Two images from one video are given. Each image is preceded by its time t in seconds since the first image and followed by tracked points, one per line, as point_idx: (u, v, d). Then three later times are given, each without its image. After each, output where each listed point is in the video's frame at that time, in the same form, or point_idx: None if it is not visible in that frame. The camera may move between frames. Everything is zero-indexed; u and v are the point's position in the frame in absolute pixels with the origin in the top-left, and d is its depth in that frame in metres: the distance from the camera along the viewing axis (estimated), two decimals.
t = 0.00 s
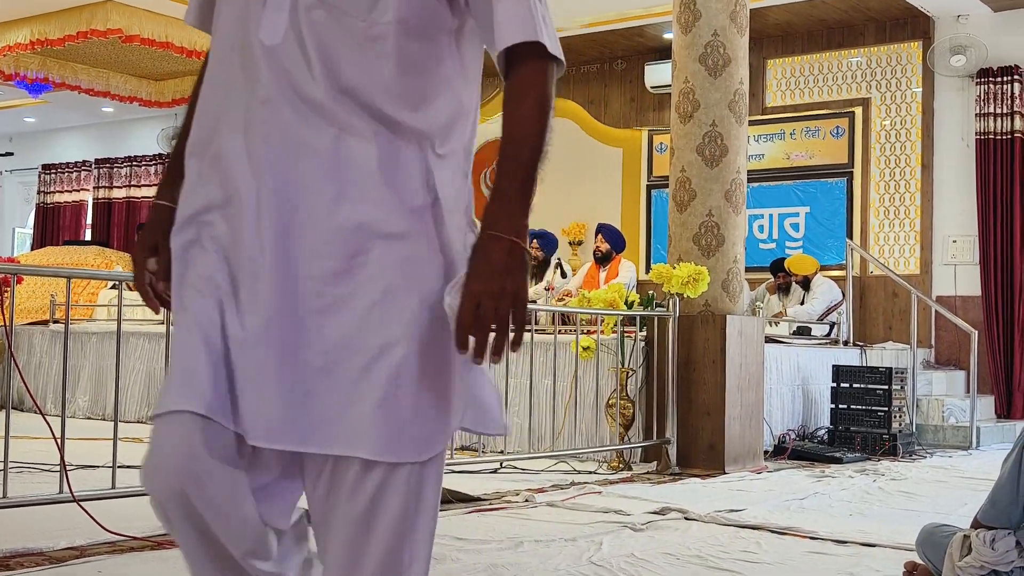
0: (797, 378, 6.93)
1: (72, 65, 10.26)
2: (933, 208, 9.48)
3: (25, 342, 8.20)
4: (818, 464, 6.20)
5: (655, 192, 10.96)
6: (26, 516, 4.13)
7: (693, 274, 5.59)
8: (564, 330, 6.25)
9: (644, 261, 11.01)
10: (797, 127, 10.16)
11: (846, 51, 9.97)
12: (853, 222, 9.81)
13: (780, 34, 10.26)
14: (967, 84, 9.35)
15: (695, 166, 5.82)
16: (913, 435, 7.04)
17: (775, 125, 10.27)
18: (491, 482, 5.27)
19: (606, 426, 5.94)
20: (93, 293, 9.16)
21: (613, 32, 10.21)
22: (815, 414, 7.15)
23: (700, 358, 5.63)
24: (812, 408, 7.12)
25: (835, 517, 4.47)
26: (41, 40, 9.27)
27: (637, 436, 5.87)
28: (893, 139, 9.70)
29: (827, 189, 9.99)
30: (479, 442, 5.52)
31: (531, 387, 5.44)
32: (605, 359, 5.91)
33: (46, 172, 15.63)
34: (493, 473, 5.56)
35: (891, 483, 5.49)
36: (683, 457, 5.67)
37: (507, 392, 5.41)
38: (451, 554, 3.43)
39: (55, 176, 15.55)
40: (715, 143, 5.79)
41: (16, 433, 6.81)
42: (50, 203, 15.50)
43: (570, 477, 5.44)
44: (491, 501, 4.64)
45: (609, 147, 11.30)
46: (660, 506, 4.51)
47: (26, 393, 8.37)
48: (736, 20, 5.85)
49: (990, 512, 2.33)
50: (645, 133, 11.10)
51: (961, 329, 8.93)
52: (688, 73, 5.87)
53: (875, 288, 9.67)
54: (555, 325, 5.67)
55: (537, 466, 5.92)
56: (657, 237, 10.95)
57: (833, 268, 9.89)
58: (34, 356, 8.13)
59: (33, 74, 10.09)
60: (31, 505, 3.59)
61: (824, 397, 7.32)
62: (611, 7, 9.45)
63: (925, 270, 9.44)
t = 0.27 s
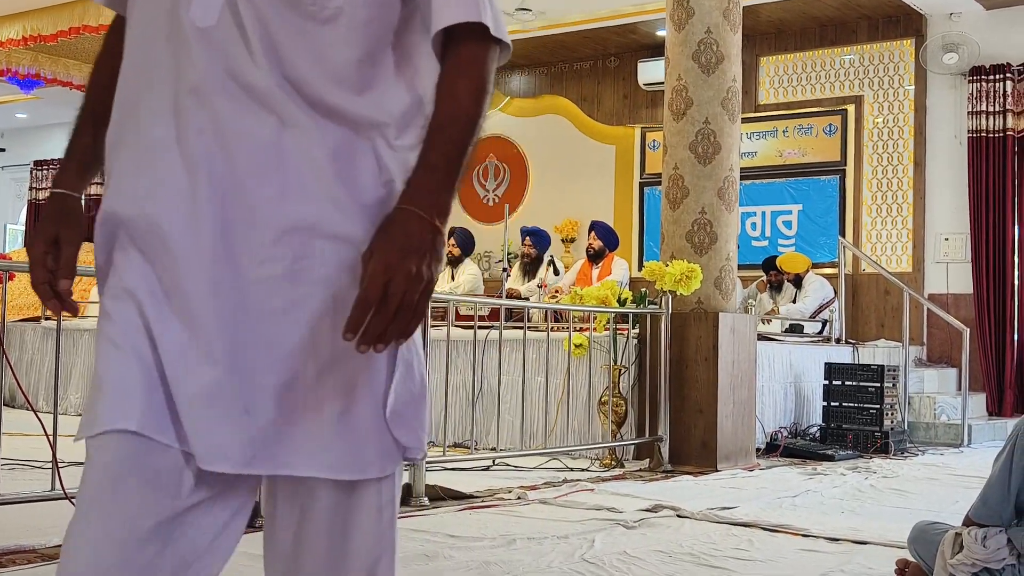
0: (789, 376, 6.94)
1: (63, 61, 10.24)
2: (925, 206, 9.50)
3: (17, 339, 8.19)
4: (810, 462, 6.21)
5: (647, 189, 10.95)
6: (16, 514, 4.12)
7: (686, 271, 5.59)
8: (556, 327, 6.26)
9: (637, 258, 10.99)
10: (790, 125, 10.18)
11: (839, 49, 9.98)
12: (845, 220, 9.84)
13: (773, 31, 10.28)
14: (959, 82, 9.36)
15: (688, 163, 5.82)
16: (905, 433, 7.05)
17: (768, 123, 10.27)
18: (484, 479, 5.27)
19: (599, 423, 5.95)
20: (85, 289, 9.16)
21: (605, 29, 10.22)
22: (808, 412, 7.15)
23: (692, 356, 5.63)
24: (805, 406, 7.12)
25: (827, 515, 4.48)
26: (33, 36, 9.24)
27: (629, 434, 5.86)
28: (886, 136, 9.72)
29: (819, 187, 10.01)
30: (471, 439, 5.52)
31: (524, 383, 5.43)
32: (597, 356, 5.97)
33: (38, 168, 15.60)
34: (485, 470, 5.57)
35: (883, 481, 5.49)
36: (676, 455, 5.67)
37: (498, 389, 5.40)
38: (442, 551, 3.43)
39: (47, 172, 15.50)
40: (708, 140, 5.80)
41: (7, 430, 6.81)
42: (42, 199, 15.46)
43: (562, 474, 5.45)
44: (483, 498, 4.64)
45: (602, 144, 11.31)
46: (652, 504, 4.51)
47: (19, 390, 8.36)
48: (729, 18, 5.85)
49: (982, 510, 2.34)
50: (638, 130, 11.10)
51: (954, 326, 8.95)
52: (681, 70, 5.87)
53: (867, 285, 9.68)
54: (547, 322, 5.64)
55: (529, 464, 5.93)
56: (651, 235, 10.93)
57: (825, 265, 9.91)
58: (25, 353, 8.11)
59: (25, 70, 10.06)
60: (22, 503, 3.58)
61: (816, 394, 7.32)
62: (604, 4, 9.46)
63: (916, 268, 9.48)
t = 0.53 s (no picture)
0: (782, 373, 6.95)
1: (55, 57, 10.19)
2: (918, 204, 9.51)
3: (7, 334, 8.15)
4: (803, 459, 6.22)
5: (641, 187, 10.97)
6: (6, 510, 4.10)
7: (679, 269, 5.59)
8: (550, 324, 6.26)
9: (630, 255, 10.99)
10: (783, 122, 10.19)
11: (833, 46, 9.99)
12: (838, 217, 9.87)
13: (767, 29, 10.29)
14: (953, 80, 9.38)
15: (682, 161, 5.82)
16: (898, 430, 7.06)
17: (762, 120, 10.28)
18: (477, 476, 5.27)
19: (592, 421, 5.95)
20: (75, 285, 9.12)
21: (599, 26, 10.21)
22: (801, 408, 7.17)
23: (685, 353, 5.64)
24: (798, 403, 7.13)
25: (821, 512, 4.48)
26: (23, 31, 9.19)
27: (622, 431, 5.86)
28: (879, 134, 9.72)
29: (813, 184, 10.03)
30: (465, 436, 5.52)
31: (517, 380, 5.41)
32: (590, 354, 5.95)
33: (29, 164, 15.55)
34: (479, 467, 5.56)
35: (877, 478, 5.49)
36: (669, 451, 5.68)
37: (491, 387, 5.38)
38: (436, 548, 3.42)
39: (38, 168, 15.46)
40: (702, 137, 5.79)
41: None
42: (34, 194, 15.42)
43: (556, 472, 5.45)
44: (477, 495, 4.63)
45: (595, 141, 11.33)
46: (646, 501, 4.51)
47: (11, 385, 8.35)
48: (723, 15, 5.85)
49: (974, 507, 2.33)
50: (631, 128, 11.11)
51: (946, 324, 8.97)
52: (675, 67, 5.87)
53: (860, 283, 9.71)
54: (540, 319, 5.64)
55: (523, 460, 5.93)
56: (644, 233, 10.94)
57: (818, 263, 9.92)
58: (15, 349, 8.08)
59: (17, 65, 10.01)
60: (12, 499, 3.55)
61: (809, 392, 7.34)
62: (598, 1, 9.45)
63: (910, 265, 9.47)
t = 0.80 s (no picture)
0: (778, 372, 6.95)
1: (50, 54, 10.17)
2: (914, 202, 9.53)
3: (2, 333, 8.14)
4: (799, 458, 6.22)
5: (637, 185, 11.00)
6: None
7: (675, 267, 5.60)
8: (546, 322, 6.27)
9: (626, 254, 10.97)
10: (780, 121, 10.20)
11: (829, 45, 9.99)
12: (834, 216, 9.88)
13: (764, 27, 10.28)
14: (949, 79, 9.39)
15: (678, 159, 5.82)
16: (894, 429, 7.06)
17: (758, 119, 10.29)
18: (473, 474, 5.28)
19: (588, 419, 5.96)
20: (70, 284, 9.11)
21: (596, 24, 10.20)
22: (797, 407, 7.17)
23: (680, 352, 5.64)
24: (794, 402, 7.14)
25: (816, 511, 4.49)
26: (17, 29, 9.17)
27: (618, 430, 5.87)
28: (875, 133, 9.73)
29: (809, 183, 10.04)
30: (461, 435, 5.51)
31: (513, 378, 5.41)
32: (586, 353, 5.96)
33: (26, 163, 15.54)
34: (474, 465, 5.56)
35: (872, 477, 5.50)
36: (665, 450, 5.69)
37: (486, 385, 5.38)
38: (431, 546, 3.42)
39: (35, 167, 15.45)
40: (698, 136, 5.80)
41: None
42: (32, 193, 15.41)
43: (552, 470, 5.45)
44: (472, 493, 4.63)
45: (592, 139, 11.35)
46: (641, 499, 4.52)
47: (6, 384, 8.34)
48: (719, 14, 5.86)
49: (969, 505, 2.34)
50: (628, 126, 11.12)
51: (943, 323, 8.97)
52: (671, 66, 5.87)
53: (856, 281, 9.72)
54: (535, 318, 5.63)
55: (518, 459, 5.93)
56: (639, 229, 10.95)
57: (815, 262, 9.93)
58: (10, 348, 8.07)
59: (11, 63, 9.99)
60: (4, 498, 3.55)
61: (805, 390, 7.34)
62: None
63: (905, 265, 9.50)
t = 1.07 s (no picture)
0: (776, 371, 6.95)
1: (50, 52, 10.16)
2: (913, 201, 9.52)
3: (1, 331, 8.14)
4: (797, 456, 6.23)
5: (636, 184, 11.01)
6: None
7: (673, 266, 5.61)
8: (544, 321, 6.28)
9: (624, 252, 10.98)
10: (779, 120, 10.20)
11: (828, 44, 9.98)
12: (834, 215, 9.88)
13: (763, 26, 10.28)
14: (948, 78, 9.40)
15: (677, 158, 5.82)
16: (892, 428, 7.06)
17: (758, 118, 10.29)
18: (471, 472, 5.28)
19: (587, 417, 5.96)
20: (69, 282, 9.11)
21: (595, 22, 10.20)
22: (795, 406, 7.18)
23: (679, 351, 5.65)
24: (792, 400, 7.15)
25: (815, 510, 4.48)
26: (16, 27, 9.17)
27: (617, 428, 5.88)
28: (874, 132, 9.73)
29: (808, 182, 10.03)
30: (459, 433, 5.51)
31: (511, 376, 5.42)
32: (585, 351, 5.97)
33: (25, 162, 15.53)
34: (473, 464, 5.57)
35: (869, 475, 5.50)
36: (663, 448, 5.69)
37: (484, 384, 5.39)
38: (429, 544, 3.42)
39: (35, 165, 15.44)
40: (697, 135, 5.79)
41: None
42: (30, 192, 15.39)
43: (550, 468, 5.46)
44: (471, 491, 4.62)
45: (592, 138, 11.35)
46: (640, 498, 4.51)
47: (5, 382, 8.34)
48: (718, 12, 5.85)
49: (967, 504, 2.34)
50: (627, 125, 11.13)
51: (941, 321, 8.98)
52: (670, 65, 5.87)
53: (854, 280, 9.71)
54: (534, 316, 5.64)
55: (516, 457, 5.94)
56: (639, 230, 10.93)
57: (814, 261, 9.93)
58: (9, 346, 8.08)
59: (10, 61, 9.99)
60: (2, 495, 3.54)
61: (803, 389, 7.35)
62: None
63: (904, 263, 9.49)
